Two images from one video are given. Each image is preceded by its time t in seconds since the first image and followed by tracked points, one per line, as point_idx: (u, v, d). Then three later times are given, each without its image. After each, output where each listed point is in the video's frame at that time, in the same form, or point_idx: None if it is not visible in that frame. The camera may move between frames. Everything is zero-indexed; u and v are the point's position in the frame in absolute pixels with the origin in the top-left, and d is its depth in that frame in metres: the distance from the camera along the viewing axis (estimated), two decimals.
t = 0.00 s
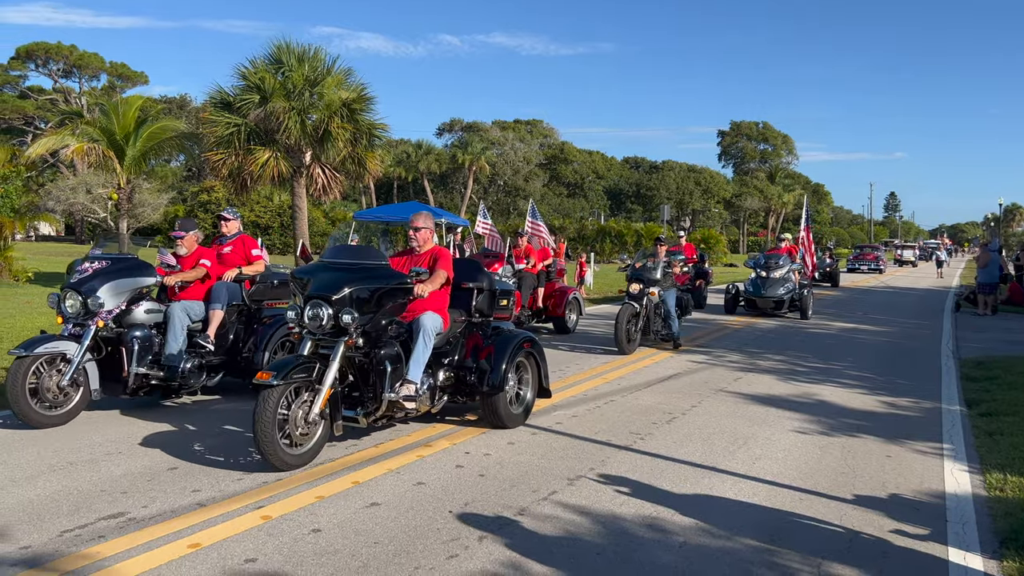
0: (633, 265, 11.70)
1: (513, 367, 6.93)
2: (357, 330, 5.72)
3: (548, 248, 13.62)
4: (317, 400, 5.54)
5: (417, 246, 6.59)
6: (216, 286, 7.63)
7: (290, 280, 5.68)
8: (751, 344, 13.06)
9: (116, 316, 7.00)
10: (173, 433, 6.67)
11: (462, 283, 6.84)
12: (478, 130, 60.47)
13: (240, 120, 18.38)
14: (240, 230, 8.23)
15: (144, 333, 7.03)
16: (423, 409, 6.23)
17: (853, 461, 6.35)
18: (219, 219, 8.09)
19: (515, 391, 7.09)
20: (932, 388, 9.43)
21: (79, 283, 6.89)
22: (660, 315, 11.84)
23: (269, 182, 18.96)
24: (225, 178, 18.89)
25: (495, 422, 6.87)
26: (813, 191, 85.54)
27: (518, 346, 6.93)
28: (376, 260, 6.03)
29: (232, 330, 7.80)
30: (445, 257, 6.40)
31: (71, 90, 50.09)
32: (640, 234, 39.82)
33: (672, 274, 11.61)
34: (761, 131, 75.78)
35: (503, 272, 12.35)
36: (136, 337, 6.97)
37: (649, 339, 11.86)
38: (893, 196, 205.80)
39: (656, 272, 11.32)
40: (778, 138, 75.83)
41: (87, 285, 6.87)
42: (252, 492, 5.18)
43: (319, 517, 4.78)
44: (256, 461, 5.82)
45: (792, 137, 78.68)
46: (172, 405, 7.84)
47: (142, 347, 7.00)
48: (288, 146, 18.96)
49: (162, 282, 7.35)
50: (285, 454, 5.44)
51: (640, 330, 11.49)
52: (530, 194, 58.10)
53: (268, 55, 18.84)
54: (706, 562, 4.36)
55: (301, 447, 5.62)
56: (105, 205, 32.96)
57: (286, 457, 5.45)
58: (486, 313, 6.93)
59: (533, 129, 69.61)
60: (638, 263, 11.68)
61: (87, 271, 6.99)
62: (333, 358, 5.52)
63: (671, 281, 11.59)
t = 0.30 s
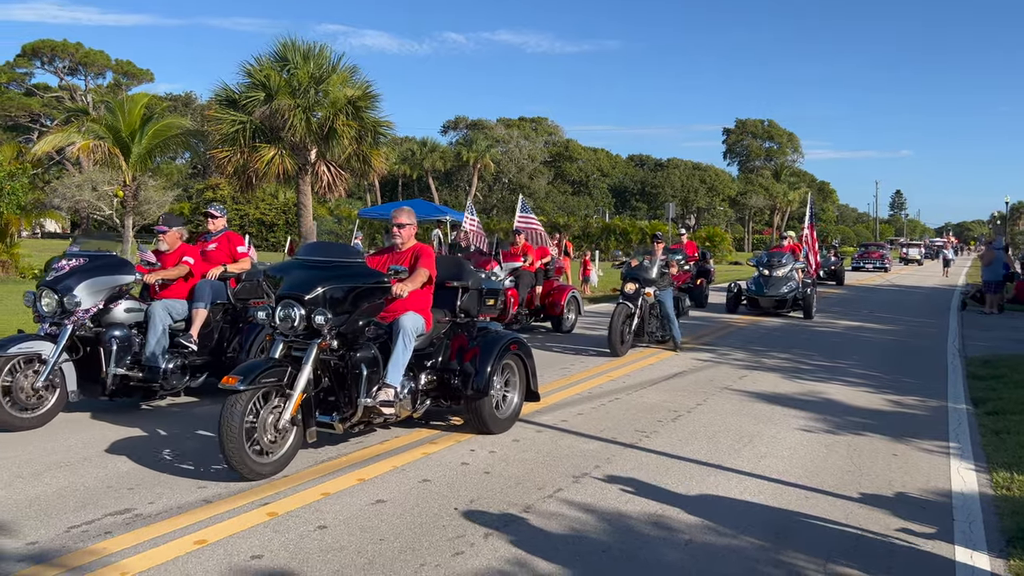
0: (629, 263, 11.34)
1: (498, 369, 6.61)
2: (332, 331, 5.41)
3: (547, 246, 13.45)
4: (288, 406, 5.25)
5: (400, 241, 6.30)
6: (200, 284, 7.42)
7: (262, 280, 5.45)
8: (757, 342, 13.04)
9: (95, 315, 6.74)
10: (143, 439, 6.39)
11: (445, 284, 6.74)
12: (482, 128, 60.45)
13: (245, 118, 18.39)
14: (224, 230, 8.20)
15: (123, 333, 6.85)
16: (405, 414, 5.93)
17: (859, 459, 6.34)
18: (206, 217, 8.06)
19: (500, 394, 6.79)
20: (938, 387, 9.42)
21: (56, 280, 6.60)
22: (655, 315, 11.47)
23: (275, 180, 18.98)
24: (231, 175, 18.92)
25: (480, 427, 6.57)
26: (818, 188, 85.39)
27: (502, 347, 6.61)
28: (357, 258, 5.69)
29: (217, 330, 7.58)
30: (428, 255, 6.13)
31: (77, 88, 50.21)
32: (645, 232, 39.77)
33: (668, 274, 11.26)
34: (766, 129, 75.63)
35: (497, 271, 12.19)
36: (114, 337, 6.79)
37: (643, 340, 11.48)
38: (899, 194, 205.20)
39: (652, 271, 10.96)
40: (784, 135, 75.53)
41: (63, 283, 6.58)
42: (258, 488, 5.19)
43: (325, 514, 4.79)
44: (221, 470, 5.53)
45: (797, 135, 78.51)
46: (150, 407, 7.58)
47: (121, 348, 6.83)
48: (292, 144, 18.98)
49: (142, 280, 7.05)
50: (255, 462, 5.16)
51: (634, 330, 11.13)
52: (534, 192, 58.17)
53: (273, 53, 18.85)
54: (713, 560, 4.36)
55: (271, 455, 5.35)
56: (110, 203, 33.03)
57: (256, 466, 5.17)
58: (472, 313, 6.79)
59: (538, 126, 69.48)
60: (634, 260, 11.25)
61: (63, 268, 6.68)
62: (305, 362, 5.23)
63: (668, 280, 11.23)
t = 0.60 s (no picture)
0: (621, 262, 10.87)
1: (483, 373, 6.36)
2: (304, 334, 5.14)
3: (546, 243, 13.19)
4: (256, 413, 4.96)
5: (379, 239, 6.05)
6: (182, 282, 7.16)
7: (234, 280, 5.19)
8: (762, 340, 13.02)
9: (70, 315, 6.56)
10: (111, 445, 6.12)
11: (428, 282, 6.45)
12: (487, 125, 60.42)
13: (250, 115, 18.40)
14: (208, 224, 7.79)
15: (99, 334, 6.66)
16: (383, 420, 5.66)
17: (865, 458, 6.31)
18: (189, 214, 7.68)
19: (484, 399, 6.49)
20: (945, 385, 9.39)
21: (28, 280, 6.41)
22: (650, 316, 11.01)
23: (280, 177, 19.01)
24: (236, 173, 18.94)
25: (464, 433, 6.30)
26: (823, 186, 85.21)
27: (487, 350, 6.36)
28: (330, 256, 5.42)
29: (200, 331, 7.28)
30: (409, 253, 5.88)
31: (82, 86, 50.29)
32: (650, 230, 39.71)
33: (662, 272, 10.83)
34: (772, 126, 75.46)
35: (495, 270, 12.02)
36: (90, 338, 6.60)
37: (638, 342, 11.00)
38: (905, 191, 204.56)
39: (645, 269, 10.51)
40: (789, 133, 75.37)
41: (35, 282, 6.39)
42: (264, 485, 5.20)
43: (330, 511, 4.79)
44: (188, 480, 5.22)
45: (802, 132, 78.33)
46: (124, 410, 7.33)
47: (96, 349, 6.63)
48: (297, 141, 18.99)
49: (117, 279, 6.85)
50: (220, 473, 4.89)
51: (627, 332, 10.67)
52: (538, 189, 58.19)
53: (278, 50, 18.85)
54: (719, 558, 4.34)
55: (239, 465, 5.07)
56: (116, 200, 33.09)
57: (222, 477, 4.90)
58: (456, 313, 6.48)
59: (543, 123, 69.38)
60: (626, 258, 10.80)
61: (36, 267, 6.51)
62: (274, 366, 4.96)
63: (661, 279, 10.78)
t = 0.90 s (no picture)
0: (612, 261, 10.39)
1: (467, 376, 6.10)
2: (273, 337, 4.92)
3: (543, 241, 12.90)
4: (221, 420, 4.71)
5: (360, 236, 5.89)
6: (161, 281, 6.88)
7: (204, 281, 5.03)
8: (768, 338, 12.99)
9: (39, 316, 6.44)
10: (78, 452, 5.89)
11: (410, 280, 6.22)
12: (492, 123, 60.40)
13: (255, 114, 18.41)
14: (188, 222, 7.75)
15: (72, 335, 6.54)
16: (362, 427, 5.40)
17: (872, 456, 6.30)
18: (170, 210, 7.56)
19: (468, 404, 6.23)
20: (951, 383, 9.36)
21: None
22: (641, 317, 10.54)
23: (285, 175, 19.04)
24: (241, 171, 18.96)
25: (447, 440, 6.03)
26: (829, 184, 85.07)
27: (472, 353, 6.10)
28: (301, 256, 5.27)
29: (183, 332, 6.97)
30: (388, 248, 5.67)
31: (88, 84, 50.41)
32: (655, 228, 39.65)
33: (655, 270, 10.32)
34: (777, 123, 75.33)
35: (491, 268, 11.77)
36: (62, 340, 6.47)
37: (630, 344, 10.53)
38: (911, 188, 203.90)
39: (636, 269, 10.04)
40: (795, 130, 75.30)
41: (5, 283, 6.27)
42: (272, 482, 5.22)
43: (336, 509, 4.79)
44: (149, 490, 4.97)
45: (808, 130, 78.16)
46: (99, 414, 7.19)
47: (68, 351, 6.50)
48: (303, 140, 19.01)
49: (91, 278, 6.75)
50: (181, 483, 4.63)
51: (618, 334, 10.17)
52: (543, 187, 58.16)
53: (284, 48, 18.86)
54: (725, 556, 4.34)
55: (202, 475, 4.82)
56: (122, 198, 33.17)
57: (183, 487, 4.64)
58: (441, 313, 6.25)
59: (548, 121, 69.29)
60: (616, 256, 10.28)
61: (7, 267, 6.39)
62: (241, 370, 4.74)
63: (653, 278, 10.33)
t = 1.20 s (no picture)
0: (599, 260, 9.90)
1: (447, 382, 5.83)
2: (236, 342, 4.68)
3: (539, 239, 12.59)
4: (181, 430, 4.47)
5: (334, 234, 5.63)
6: (136, 281, 6.69)
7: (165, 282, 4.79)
8: (773, 337, 12.97)
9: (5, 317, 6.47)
10: (39, 463, 5.69)
11: (388, 282, 5.99)
12: (495, 122, 60.39)
13: (259, 113, 18.42)
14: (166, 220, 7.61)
15: (39, 339, 6.43)
16: (335, 437, 5.16)
17: (877, 455, 6.28)
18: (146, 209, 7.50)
19: (450, 411, 5.95)
20: (957, 382, 9.34)
21: None
22: (630, 319, 10.04)
23: (289, 174, 19.07)
24: (245, 171, 19.00)
25: (426, 449, 5.76)
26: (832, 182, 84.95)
27: (452, 358, 5.83)
28: (268, 256, 5.03)
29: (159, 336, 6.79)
30: (362, 248, 5.38)
31: (93, 84, 50.52)
32: (658, 227, 39.61)
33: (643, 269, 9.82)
34: (781, 121, 75.25)
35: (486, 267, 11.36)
36: (29, 344, 6.37)
37: (618, 347, 10.05)
38: (915, 187, 203.38)
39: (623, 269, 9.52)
40: (799, 129, 75.23)
41: None
42: (276, 481, 5.22)
43: (341, 508, 4.79)
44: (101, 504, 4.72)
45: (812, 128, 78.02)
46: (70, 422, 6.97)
47: (35, 356, 6.39)
48: (307, 139, 19.00)
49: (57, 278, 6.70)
50: (136, 498, 4.38)
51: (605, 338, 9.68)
52: (547, 186, 58.10)
53: (288, 47, 18.88)
54: (730, 555, 4.33)
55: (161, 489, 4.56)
56: (126, 198, 33.24)
57: (139, 502, 4.39)
58: (421, 316, 6.03)
59: (551, 120, 69.22)
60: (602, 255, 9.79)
61: None
62: (203, 377, 4.50)
63: (642, 279, 9.80)
